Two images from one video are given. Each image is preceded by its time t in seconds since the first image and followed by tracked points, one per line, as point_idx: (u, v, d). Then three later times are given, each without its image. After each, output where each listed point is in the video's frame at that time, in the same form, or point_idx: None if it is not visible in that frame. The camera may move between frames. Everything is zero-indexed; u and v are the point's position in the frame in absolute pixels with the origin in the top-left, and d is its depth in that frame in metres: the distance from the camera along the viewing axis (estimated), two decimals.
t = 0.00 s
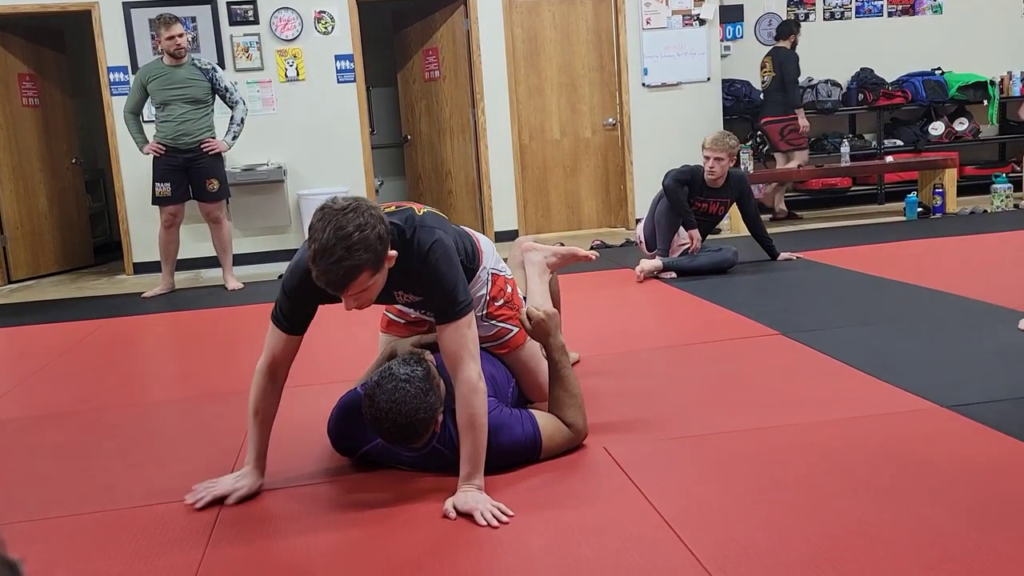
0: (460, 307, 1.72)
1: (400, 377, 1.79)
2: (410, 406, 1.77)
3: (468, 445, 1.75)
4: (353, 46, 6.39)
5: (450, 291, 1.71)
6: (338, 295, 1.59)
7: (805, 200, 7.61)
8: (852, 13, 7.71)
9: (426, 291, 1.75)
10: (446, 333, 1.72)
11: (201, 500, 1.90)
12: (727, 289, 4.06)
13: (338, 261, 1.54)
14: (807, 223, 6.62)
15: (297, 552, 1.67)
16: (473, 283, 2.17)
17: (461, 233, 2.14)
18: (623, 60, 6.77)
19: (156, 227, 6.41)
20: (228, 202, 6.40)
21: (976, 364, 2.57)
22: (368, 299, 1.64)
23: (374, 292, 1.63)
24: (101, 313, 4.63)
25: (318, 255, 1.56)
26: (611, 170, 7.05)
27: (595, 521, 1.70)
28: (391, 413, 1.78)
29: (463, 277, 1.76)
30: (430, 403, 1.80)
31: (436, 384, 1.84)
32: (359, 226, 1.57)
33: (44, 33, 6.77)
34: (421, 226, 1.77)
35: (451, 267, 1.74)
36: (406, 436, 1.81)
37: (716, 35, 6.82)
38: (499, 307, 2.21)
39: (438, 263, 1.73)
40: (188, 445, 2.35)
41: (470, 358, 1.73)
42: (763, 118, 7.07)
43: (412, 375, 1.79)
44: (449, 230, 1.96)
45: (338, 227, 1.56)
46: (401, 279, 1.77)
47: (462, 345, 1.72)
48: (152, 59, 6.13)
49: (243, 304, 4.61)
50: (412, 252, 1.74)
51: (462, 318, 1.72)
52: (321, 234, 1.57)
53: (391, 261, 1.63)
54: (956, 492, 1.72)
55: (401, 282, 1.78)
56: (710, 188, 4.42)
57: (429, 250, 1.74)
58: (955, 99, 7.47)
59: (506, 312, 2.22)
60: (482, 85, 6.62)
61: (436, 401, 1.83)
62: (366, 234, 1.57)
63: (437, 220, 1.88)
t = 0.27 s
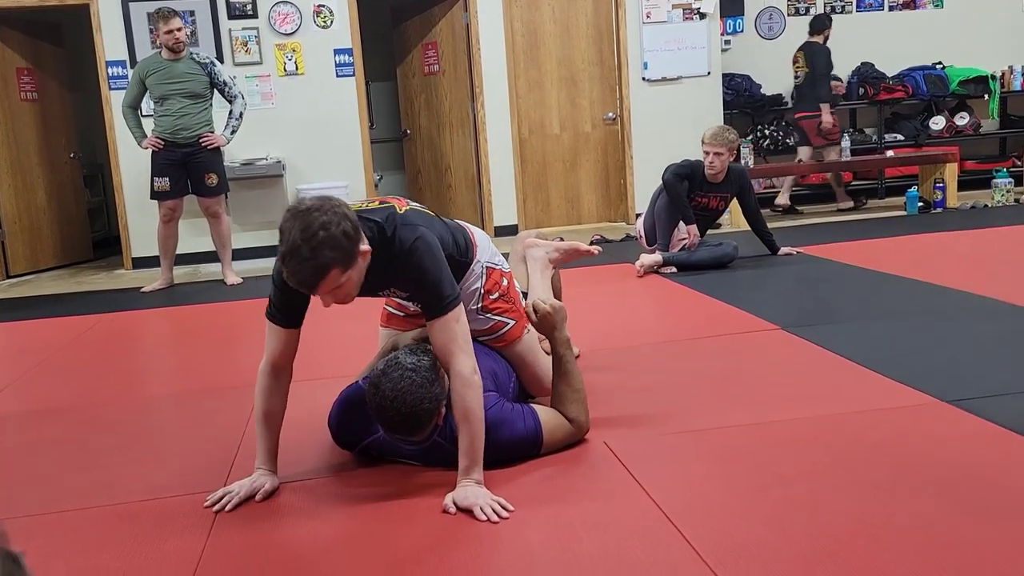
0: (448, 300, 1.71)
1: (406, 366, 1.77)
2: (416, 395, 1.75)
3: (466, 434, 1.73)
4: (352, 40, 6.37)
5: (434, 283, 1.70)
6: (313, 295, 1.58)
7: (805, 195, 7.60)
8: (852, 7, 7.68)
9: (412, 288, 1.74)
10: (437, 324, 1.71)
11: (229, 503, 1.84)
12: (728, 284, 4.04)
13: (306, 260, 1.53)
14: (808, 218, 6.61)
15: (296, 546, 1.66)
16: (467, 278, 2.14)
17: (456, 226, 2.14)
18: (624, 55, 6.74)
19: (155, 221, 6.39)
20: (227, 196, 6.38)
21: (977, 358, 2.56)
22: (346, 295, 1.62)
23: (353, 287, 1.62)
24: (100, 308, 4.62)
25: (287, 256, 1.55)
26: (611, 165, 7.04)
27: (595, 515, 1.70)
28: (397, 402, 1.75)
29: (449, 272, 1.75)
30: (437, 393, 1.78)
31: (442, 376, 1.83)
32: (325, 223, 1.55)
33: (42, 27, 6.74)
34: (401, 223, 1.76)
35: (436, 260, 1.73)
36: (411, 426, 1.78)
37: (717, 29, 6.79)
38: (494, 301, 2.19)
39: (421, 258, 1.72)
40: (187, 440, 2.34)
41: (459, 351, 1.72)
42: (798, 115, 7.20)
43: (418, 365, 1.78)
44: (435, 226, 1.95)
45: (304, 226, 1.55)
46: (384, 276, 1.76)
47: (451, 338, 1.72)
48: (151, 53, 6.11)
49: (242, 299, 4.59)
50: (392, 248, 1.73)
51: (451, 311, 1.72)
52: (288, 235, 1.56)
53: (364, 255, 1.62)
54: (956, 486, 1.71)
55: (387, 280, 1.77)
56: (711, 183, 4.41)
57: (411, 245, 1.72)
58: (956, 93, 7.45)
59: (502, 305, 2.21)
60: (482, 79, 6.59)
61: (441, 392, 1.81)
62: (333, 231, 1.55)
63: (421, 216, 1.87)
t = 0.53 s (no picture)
0: (442, 290, 1.70)
1: (424, 353, 1.77)
2: (433, 383, 1.74)
3: (480, 424, 1.71)
4: (350, 35, 6.35)
5: (423, 272, 1.69)
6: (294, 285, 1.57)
7: (804, 190, 7.59)
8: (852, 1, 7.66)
9: (402, 280, 1.73)
10: (438, 312, 1.71)
11: (225, 499, 1.83)
12: (727, 279, 4.03)
13: (283, 249, 1.52)
14: (807, 212, 6.59)
15: (293, 541, 1.65)
16: (458, 272, 2.14)
17: (448, 220, 2.13)
18: (623, 49, 6.72)
19: (153, 216, 6.37)
20: (225, 191, 6.36)
21: (978, 353, 2.55)
22: (331, 283, 1.62)
23: (338, 274, 1.61)
24: (97, 303, 4.60)
25: (265, 246, 1.54)
26: (610, 160, 7.02)
27: (593, 511, 1.69)
28: (414, 388, 1.74)
29: (439, 261, 1.74)
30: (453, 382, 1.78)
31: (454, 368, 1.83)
32: (300, 212, 1.54)
33: (39, 21, 6.71)
34: (386, 218, 1.76)
35: (425, 252, 1.72)
36: (421, 413, 1.79)
37: (716, 23, 6.77)
38: (485, 295, 2.20)
39: (407, 250, 1.71)
40: (184, 436, 2.33)
41: (463, 337, 1.72)
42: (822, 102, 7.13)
43: (435, 354, 1.78)
44: (425, 222, 1.95)
45: (279, 216, 1.54)
46: (371, 269, 1.75)
47: (453, 327, 1.72)
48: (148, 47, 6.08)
49: (240, 294, 4.58)
50: (377, 241, 1.72)
51: (448, 301, 1.72)
52: (265, 228, 1.55)
53: (344, 242, 1.61)
54: (957, 481, 1.70)
55: (375, 273, 1.77)
56: (710, 178, 4.39)
57: (397, 238, 1.72)
58: (956, 88, 7.43)
59: (494, 299, 2.22)
60: (480, 74, 6.57)
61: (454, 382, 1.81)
62: (308, 220, 1.54)
63: (408, 211, 1.87)
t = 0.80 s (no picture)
0: (458, 289, 1.69)
1: (436, 347, 1.77)
2: (443, 378, 1.75)
3: (484, 429, 1.71)
4: (349, 28, 6.33)
5: (443, 271, 1.68)
6: (339, 287, 1.57)
7: (803, 184, 7.59)
8: None
9: (420, 276, 1.72)
10: (450, 313, 1.70)
11: (223, 492, 1.83)
12: (727, 273, 4.03)
13: (331, 254, 1.51)
14: (806, 206, 6.59)
15: (294, 534, 1.65)
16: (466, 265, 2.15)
17: (454, 214, 2.12)
18: (622, 43, 6.70)
19: (151, 210, 6.36)
20: (224, 185, 6.35)
21: (976, 347, 2.56)
22: (370, 280, 1.62)
23: (375, 271, 1.61)
24: (96, 296, 4.60)
25: (309, 252, 1.53)
26: (609, 154, 7.01)
27: (593, 504, 1.69)
28: (426, 380, 1.74)
29: (457, 259, 1.73)
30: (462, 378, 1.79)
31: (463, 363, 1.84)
32: (341, 215, 1.53)
33: (37, 14, 6.69)
34: (407, 212, 1.74)
35: (447, 250, 1.71)
36: (431, 408, 1.79)
37: (716, 17, 6.75)
38: (489, 289, 2.20)
39: (429, 247, 1.70)
40: (184, 429, 2.33)
41: (475, 339, 1.71)
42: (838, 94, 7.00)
43: (447, 348, 1.78)
44: (439, 213, 1.94)
45: (320, 220, 1.53)
46: (393, 265, 1.74)
47: (466, 327, 1.70)
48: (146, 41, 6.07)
49: (239, 288, 4.58)
50: (401, 236, 1.71)
51: (463, 301, 1.70)
52: (304, 231, 1.53)
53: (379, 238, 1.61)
54: (955, 474, 1.70)
55: (392, 268, 1.75)
56: (710, 172, 4.39)
57: (420, 233, 1.71)
58: (955, 82, 7.43)
59: (497, 293, 2.21)
60: (479, 68, 6.56)
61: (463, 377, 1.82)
62: (350, 221, 1.54)
63: (425, 204, 1.85)
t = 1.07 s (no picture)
0: (466, 283, 1.69)
1: (434, 344, 1.77)
2: (443, 374, 1.75)
3: (486, 423, 1.72)
4: (349, 23, 6.32)
5: (453, 265, 1.69)
6: (357, 280, 1.56)
7: (803, 180, 7.58)
8: None
9: (428, 270, 1.72)
10: (455, 306, 1.70)
11: (225, 486, 1.84)
12: (727, 268, 4.03)
13: (350, 246, 1.51)
14: (806, 202, 6.59)
15: (295, 527, 1.66)
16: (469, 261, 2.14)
17: (457, 208, 2.12)
18: (623, 38, 6.69)
19: (150, 205, 6.36)
20: (224, 179, 6.35)
21: (976, 342, 2.56)
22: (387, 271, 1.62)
23: (391, 262, 1.61)
24: (96, 291, 4.60)
25: (326, 247, 1.52)
26: (610, 150, 7.01)
27: (594, 499, 1.69)
28: (424, 378, 1.74)
29: (464, 252, 1.73)
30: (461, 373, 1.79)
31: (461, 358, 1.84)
32: (354, 207, 1.53)
33: (37, 9, 6.68)
34: (415, 205, 1.74)
35: (455, 244, 1.71)
36: (430, 404, 1.79)
37: (716, 12, 6.74)
38: (493, 285, 2.20)
39: (437, 240, 1.70)
40: (185, 423, 2.34)
41: (480, 334, 1.71)
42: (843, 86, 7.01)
43: (445, 345, 1.79)
44: (445, 206, 1.94)
45: (334, 214, 1.52)
46: (401, 258, 1.74)
47: (470, 322, 1.70)
48: (146, 35, 6.06)
49: (239, 283, 4.58)
50: (412, 229, 1.71)
51: (470, 295, 1.70)
52: (319, 227, 1.53)
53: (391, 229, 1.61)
54: (954, 468, 1.71)
55: (399, 261, 1.76)
56: (710, 167, 4.40)
57: (429, 227, 1.71)
58: (956, 78, 7.42)
59: (501, 289, 2.21)
60: (480, 63, 6.55)
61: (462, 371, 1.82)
62: (364, 213, 1.53)
63: (431, 197, 1.85)
